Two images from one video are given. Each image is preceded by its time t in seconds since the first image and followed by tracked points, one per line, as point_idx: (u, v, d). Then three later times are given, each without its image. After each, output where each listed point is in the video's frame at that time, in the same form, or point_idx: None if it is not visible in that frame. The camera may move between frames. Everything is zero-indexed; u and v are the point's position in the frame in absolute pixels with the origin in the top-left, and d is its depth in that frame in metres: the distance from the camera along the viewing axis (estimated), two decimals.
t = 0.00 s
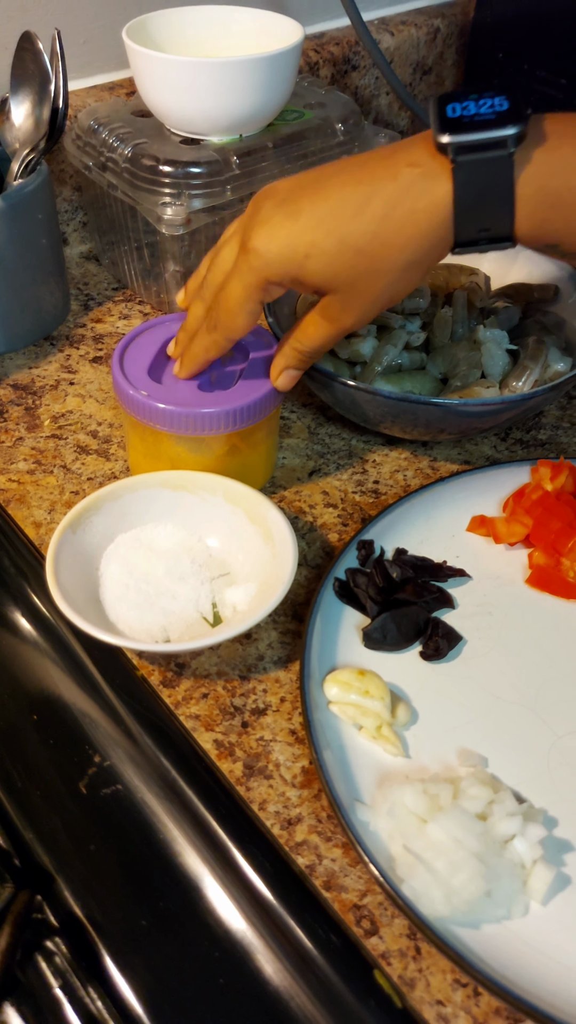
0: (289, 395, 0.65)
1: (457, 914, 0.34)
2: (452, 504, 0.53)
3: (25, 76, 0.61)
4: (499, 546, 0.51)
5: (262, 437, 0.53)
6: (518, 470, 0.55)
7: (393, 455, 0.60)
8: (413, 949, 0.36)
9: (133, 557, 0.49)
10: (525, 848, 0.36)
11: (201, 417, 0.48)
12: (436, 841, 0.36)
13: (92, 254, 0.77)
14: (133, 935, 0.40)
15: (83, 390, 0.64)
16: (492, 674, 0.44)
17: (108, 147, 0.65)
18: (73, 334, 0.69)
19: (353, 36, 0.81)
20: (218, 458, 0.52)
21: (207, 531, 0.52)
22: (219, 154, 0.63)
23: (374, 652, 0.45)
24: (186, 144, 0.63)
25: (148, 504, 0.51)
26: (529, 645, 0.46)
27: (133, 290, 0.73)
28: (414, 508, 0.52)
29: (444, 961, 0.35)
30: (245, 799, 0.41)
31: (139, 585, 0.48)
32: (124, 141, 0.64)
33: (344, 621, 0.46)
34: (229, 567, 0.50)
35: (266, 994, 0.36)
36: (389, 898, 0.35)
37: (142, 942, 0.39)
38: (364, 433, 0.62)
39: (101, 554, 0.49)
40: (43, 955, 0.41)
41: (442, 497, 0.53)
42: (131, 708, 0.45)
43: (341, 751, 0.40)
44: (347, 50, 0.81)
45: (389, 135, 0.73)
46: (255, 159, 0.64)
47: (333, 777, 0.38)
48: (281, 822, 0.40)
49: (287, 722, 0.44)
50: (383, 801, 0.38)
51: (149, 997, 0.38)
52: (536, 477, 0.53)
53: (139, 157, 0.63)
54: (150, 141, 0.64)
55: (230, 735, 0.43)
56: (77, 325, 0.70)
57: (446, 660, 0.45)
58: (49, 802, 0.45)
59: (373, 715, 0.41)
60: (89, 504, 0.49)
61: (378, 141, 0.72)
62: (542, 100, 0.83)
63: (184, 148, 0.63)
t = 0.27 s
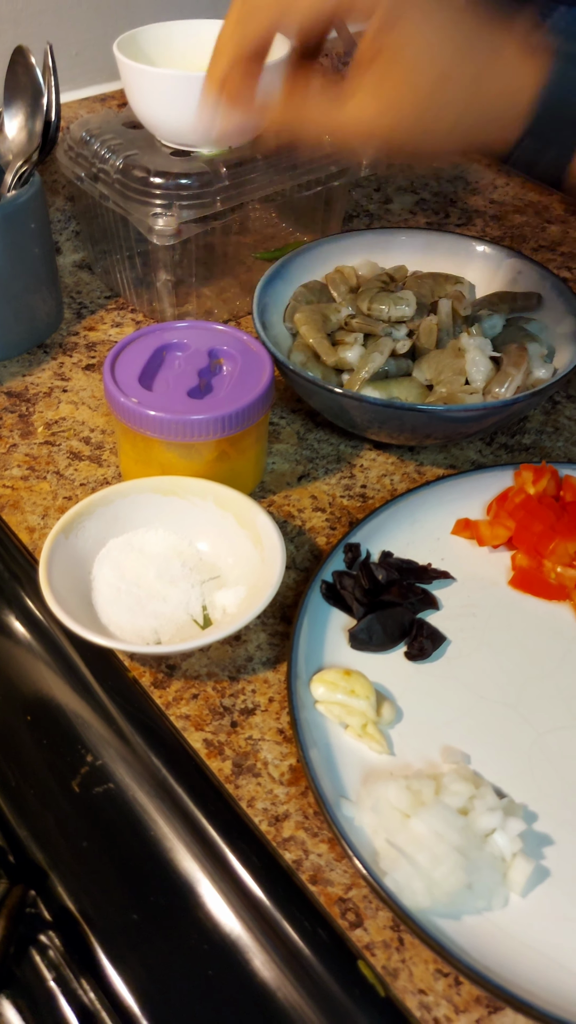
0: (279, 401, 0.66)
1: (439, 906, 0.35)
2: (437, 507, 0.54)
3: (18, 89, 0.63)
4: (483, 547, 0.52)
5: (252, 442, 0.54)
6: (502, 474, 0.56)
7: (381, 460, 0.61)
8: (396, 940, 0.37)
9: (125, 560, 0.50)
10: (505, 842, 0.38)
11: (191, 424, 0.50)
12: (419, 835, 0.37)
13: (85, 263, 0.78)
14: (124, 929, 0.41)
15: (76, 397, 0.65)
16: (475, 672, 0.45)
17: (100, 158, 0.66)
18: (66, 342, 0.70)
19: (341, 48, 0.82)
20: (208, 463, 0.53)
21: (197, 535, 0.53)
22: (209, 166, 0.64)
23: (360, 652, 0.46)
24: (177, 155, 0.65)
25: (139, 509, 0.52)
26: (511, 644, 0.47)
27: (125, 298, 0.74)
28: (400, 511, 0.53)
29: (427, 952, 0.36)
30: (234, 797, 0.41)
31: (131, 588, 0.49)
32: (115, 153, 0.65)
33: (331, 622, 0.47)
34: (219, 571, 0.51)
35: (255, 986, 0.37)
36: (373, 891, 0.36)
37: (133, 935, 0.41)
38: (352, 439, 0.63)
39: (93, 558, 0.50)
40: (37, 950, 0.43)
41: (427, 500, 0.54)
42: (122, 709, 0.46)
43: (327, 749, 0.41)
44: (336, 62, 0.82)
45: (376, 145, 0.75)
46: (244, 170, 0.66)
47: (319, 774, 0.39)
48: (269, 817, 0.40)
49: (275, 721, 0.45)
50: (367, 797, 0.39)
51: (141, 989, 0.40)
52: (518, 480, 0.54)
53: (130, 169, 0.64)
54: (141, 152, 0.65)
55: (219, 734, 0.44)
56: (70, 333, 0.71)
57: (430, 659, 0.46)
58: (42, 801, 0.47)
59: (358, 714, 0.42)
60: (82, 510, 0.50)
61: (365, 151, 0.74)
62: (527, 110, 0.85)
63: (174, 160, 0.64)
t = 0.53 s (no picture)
0: (268, 403, 0.67)
1: (422, 897, 0.36)
2: (423, 507, 0.55)
3: (7, 97, 0.63)
4: (468, 546, 0.53)
5: (241, 443, 0.55)
6: (486, 473, 0.57)
7: (368, 460, 0.62)
8: (381, 931, 0.37)
9: (115, 561, 0.51)
10: (487, 834, 0.38)
11: (179, 425, 0.50)
12: (402, 828, 0.38)
13: (76, 267, 0.79)
14: (113, 923, 0.41)
15: (67, 399, 0.66)
16: (459, 669, 0.46)
17: (90, 164, 0.67)
18: (58, 345, 0.71)
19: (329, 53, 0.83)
20: (197, 464, 0.54)
21: (187, 535, 0.53)
22: (197, 169, 0.65)
23: (346, 649, 0.46)
24: (166, 160, 0.65)
25: (129, 510, 0.53)
26: (495, 640, 0.48)
27: (116, 301, 0.75)
28: (386, 510, 0.54)
29: (411, 943, 0.37)
30: (222, 793, 0.42)
31: (121, 588, 0.49)
32: (105, 158, 0.66)
33: (318, 620, 0.47)
34: (208, 570, 0.52)
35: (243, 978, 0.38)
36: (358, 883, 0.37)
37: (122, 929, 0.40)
38: (340, 440, 0.64)
39: (84, 558, 0.51)
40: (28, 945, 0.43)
41: (413, 500, 0.55)
42: (112, 706, 0.46)
43: (314, 745, 0.42)
44: (325, 67, 0.83)
45: (363, 150, 0.76)
46: (232, 174, 0.66)
47: (305, 769, 0.40)
48: (256, 813, 0.41)
49: (263, 718, 0.45)
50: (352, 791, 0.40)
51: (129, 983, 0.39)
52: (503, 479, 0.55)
53: (120, 174, 0.65)
54: (131, 157, 0.66)
55: (208, 731, 0.45)
56: (61, 336, 0.71)
57: (415, 656, 0.47)
58: (32, 799, 0.47)
59: (344, 710, 0.43)
60: (72, 511, 0.50)
61: (352, 155, 0.75)
62: (514, 113, 0.86)
63: (163, 165, 0.65)
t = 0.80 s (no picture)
0: (250, 406, 0.68)
1: (397, 887, 0.37)
2: (402, 507, 0.56)
3: None
4: (445, 546, 0.54)
5: (222, 445, 0.56)
6: (464, 474, 0.58)
7: (349, 462, 0.63)
8: (357, 922, 0.38)
9: (98, 562, 0.51)
10: (461, 825, 0.39)
11: (160, 428, 0.51)
12: (378, 820, 0.38)
13: (60, 273, 0.80)
14: (94, 916, 0.41)
15: (51, 404, 0.66)
16: (436, 666, 0.47)
17: (72, 172, 0.68)
18: (42, 351, 0.71)
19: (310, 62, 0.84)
20: (179, 466, 0.54)
21: (169, 536, 0.54)
22: (178, 177, 0.66)
23: (325, 647, 0.47)
24: (147, 168, 0.66)
25: (112, 512, 0.54)
26: (471, 637, 0.49)
27: (100, 307, 0.76)
28: (365, 511, 0.54)
29: (387, 932, 0.38)
30: (202, 789, 0.43)
31: (103, 589, 0.50)
32: (87, 166, 0.67)
33: (297, 618, 0.48)
34: (190, 570, 0.52)
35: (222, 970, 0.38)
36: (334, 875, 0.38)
37: (104, 921, 0.41)
38: (321, 443, 0.65)
39: (66, 560, 0.51)
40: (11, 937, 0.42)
41: (392, 500, 0.56)
42: (95, 706, 0.47)
43: (292, 741, 0.43)
44: (306, 75, 0.84)
45: (342, 157, 0.77)
46: (213, 182, 0.67)
47: (283, 763, 0.41)
48: (236, 808, 0.42)
49: (243, 715, 0.46)
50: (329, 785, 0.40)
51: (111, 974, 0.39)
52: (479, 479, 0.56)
53: (102, 182, 0.65)
54: (113, 165, 0.67)
55: (189, 729, 0.45)
56: (45, 342, 0.72)
57: (393, 653, 0.47)
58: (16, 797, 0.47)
59: (322, 706, 0.43)
60: (55, 513, 0.51)
61: (332, 162, 0.76)
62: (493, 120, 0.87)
63: (144, 173, 0.66)
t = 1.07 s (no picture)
0: (235, 412, 0.68)
1: (376, 883, 0.37)
2: (383, 510, 0.57)
3: None
4: (426, 548, 0.55)
5: (205, 450, 0.56)
6: (444, 477, 0.59)
7: (332, 466, 0.64)
8: (338, 918, 0.38)
9: (82, 567, 0.52)
10: (440, 822, 0.40)
11: (144, 434, 0.52)
12: (357, 817, 0.39)
13: (46, 282, 0.80)
14: (79, 917, 0.42)
15: (37, 411, 0.67)
16: (416, 666, 0.48)
17: (57, 182, 0.69)
18: (28, 359, 0.72)
19: (293, 72, 0.85)
20: (163, 471, 0.55)
21: (153, 541, 0.54)
22: (162, 186, 0.67)
23: (307, 648, 0.48)
24: (131, 177, 0.67)
25: (96, 517, 0.54)
26: (451, 636, 0.49)
27: (86, 315, 0.76)
28: (347, 514, 0.55)
29: (367, 928, 0.38)
30: (185, 789, 0.43)
31: (88, 593, 0.50)
32: (71, 176, 0.68)
33: (280, 620, 0.49)
34: (174, 574, 0.53)
35: (205, 968, 0.39)
36: (314, 872, 0.38)
37: (89, 922, 0.42)
38: (304, 447, 0.65)
39: (52, 565, 0.52)
40: None
41: (374, 503, 0.56)
42: (80, 709, 0.47)
43: (273, 741, 0.43)
44: (289, 85, 0.86)
45: (324, 165, 0.78)
46: (196, 191, 0.68)
47: (265, 763, 0.41)
48: (219, 808, 0.42)
49: (226, 716, 0.46)
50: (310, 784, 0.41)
51: (96, 974, 0.41)
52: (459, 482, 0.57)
53: (86, 191, 0.66)
54: (97, 175, 0.68)
55: (173, 730, 0.46)
56: (32, 351, 0.73)
57: (374, 653, 0.48)
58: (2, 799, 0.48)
59: (304, 706, 0.44)
60: (40, 519, 0.51)
61: (314, 171, 0.77)
62: (475, 128, 0.89)
63: (128, 182, 0.66)
